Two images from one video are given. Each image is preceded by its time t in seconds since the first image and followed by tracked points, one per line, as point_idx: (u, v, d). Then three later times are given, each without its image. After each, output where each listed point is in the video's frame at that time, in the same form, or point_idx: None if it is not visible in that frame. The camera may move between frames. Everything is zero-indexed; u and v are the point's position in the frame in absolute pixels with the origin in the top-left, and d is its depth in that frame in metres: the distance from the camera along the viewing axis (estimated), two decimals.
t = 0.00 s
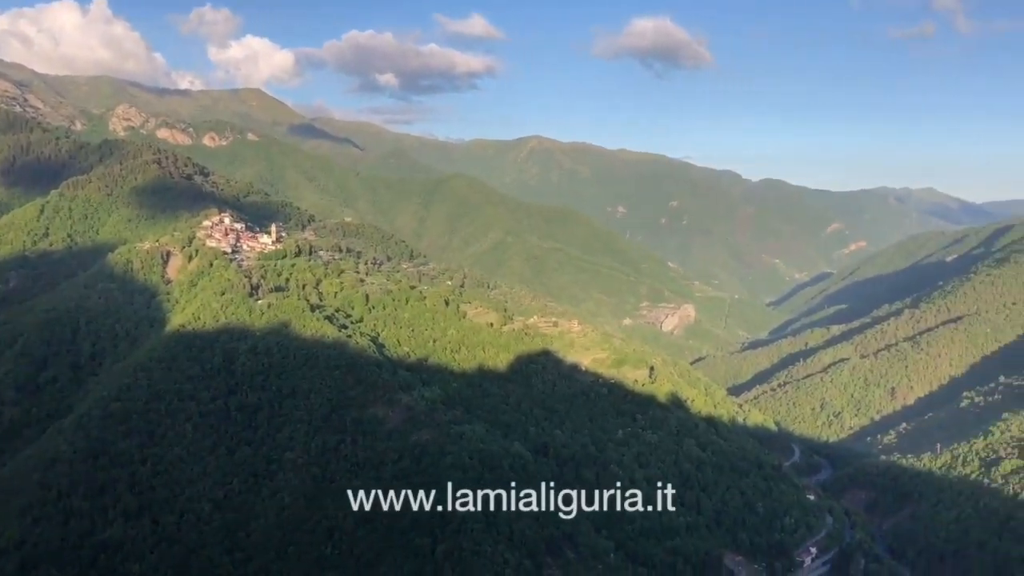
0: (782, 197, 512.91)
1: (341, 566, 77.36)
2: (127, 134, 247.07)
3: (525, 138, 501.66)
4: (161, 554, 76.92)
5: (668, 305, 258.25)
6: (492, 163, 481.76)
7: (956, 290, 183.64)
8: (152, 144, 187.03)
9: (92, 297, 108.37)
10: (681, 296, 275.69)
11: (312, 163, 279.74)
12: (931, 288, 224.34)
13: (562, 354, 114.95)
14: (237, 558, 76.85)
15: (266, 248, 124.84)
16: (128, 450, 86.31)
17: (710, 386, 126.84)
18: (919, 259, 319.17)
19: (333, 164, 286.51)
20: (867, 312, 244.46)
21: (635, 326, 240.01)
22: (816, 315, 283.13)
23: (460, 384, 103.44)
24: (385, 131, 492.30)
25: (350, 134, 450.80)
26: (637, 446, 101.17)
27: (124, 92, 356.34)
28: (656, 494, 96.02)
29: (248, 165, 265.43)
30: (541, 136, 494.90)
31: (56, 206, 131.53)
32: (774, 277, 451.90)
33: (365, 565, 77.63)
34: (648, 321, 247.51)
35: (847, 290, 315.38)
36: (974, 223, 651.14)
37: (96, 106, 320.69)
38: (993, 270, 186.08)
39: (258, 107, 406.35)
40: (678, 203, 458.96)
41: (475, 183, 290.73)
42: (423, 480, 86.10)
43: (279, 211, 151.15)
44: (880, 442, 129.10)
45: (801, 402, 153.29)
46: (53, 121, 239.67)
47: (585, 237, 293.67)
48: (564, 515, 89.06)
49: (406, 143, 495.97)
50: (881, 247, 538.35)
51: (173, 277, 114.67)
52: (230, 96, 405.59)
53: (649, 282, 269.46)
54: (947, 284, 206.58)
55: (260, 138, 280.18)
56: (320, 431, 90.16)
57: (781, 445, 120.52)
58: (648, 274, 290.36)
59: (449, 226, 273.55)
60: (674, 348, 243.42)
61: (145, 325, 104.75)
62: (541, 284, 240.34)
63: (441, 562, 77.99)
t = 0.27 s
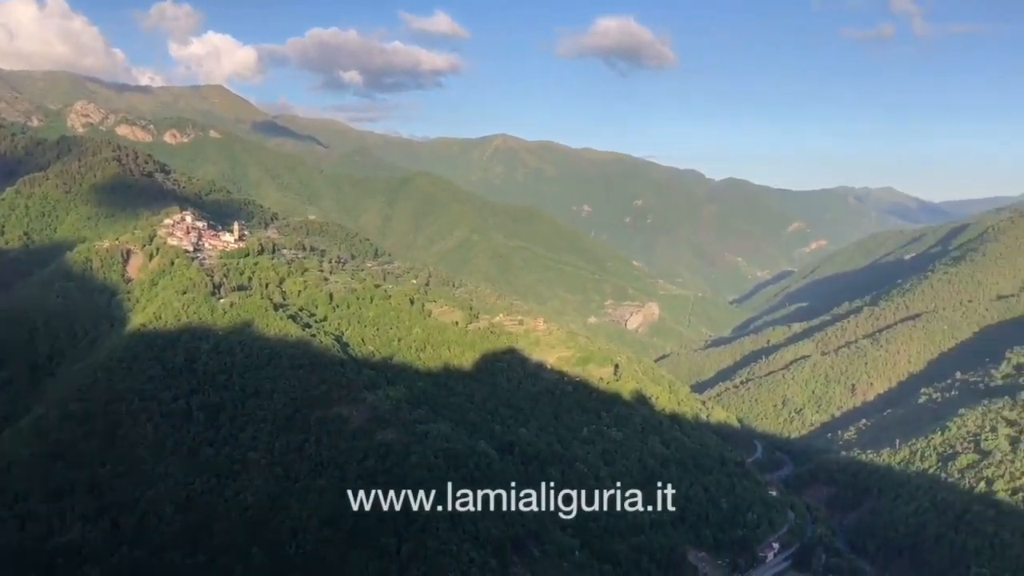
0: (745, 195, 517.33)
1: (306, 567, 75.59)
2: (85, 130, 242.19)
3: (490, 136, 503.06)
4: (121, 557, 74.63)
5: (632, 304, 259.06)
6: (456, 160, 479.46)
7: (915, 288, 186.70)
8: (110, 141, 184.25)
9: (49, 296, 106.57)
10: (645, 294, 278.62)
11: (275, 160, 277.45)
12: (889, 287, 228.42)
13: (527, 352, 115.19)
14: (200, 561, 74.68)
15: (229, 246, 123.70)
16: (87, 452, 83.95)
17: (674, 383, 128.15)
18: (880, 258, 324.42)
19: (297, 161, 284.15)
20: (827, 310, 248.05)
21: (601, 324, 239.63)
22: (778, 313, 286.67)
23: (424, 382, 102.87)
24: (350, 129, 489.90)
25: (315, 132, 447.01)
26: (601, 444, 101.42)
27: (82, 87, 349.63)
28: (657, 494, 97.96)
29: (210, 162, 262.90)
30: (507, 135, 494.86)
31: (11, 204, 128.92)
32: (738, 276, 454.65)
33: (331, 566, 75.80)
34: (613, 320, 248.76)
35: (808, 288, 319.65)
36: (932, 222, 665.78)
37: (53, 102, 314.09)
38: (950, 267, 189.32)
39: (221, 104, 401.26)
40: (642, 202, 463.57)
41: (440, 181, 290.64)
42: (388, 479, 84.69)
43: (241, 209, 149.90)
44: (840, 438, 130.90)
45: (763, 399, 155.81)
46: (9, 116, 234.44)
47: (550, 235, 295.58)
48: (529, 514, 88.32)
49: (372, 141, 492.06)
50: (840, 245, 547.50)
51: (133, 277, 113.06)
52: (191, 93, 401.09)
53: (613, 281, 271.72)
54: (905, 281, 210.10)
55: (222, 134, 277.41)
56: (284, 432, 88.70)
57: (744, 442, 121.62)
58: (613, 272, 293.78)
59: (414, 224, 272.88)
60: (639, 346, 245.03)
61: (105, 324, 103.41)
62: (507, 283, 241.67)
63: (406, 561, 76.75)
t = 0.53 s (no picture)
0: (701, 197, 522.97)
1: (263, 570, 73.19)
2: (35, 127, 235.73)
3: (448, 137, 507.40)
4: (75, 563, 73.40)
5: (592, 304, 259.44)
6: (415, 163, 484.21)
7: (869, 287, 190.47)
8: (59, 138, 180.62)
9: None
10: (604, 293, 281.32)
11: (232, 158, 273.77)
12: (842, 285, 232.80)
13: (488, 352, 115.32)
14: (156, 565, 73.25)
15: (184, 246, 122.24)
16: (39, 456, 82.09)
17: (633, 382, 129.60)
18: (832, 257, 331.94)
19: (254, 159, 282.03)
20: (783, 308, 251.77)
21: (561, 323, 239.86)
22: (735, 311, 290.08)
23: (384, 382, 101.70)
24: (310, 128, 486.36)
25: (274, 131, 441.85)
26: (562, 443, 100.75)
27: (32, 84, 341.64)
28: (656, 493, 100.19)
29: (164, 161, 259.40)
30: (465, 135, 503.33)
31: None
32: (697, 275, 454.69)
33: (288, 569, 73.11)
34: (573, 319, 249.77)
35: (764, 287, 323.83)
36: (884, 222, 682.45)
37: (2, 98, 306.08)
38: (902, 266, 193.43)
39: (176, 101, 392.43)
40: (602, 201, 469.46)
41: (399, 181, 291.69)
42: (346, 481, 81.27)
43: (197, 208, 148.18)
44: (796, 435, 132.77)
45: (720, 396, 157.25)
46: None
47: (508, 233, 299.23)
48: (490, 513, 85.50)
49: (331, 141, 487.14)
50: (795, 244, 555.91)
51: (86, 277, 110.71)
52: (145, 90, 394.52)
53: (573, 280, 273.78)
54: (859, 280, 214.30)
55: (178, 133, 273.99)
56: (242, 433, 86.52)
57: (701, 440, 123.74)
58: (572, 271, 297.04)
59: (373, 223, 272.65)
60: (599, 344, 244.76)
61: (56, 324, 101.29)
62: (467, 282, 242.15)
63: (366, 563, 73.41)
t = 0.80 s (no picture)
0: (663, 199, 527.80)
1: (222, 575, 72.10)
2: None
3: (409, 137, 509.43)
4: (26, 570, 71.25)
5: (554, 304, 261.04)
6: (377, 163, 486.58)
7: (826, 286, 193.40)
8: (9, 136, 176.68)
9: None
10: (566, 293, 282.93)
11: (189, 158, 270.71)
12: (800, 284, 236.11)
13: (450, 352, 114.92)
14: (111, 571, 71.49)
15: (141, 247, 120.67)
16: None
17: (595, 381, 130.68)
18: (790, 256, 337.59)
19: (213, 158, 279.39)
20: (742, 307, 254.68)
21: (523, 323, 241.71)
22: (695, 311, 292.63)
23: (346, 384, 98.41)
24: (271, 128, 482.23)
25: (234, 130, 436.32)
26: (524, 443, 98.50)
27: None
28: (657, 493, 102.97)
29: (120, 160, 255.36)
30: (426, 135, 509.82)
31: None
32: (657, 277, 455.98)
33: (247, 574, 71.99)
34: (535, 319, 251.58)
35: (723, 286, 327.60)
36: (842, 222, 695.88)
37: None
38: (857, 266, 196.59)
39: (132, 99, 384.56)
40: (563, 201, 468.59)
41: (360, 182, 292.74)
42: (307, 484, 78.85)
43: (154, 208, 146.25)
44: (755, 433, 133.95)
45: (680, 395, 159.08)
46: None
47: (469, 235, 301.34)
48: (452, 513, 83.77)
49: (294, 141, 482.70)
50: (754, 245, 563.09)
51: (38, 278, 107.38)
52: (100, 89, 387.23)
53: (535, 280, 274.89)
54: (816, 280, 217.46)
55: (133, 132, 269.63)
56: (201, 436, 83.25)
57: (661, 437, 127.81)
58: (534, 271, 299.00)
59: (334, 224, 272.33)
60: (561, 344, 245.05)
61: (8, 326, 97.74)
62: (430, 282, 242.17)
63: (327, 565, 72.40)
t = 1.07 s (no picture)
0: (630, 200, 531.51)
1: None
2: None
3: (376, 135, 508.57)
4: None
5: (520, 304, 262.97)
6: (344, 163, 486.48)
7: (789, 285, 195.77)
8: None
9: None
10: (532, 292, 284.28)
11: (151, 157, 267.71)
12: (763, 284, 239.03)
13: (416, 353, 114.17)
14: None
15: (103, 247, 119.10)
16: None
17: (562, 382, 131.47)
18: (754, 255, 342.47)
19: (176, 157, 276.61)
20: (707, 306, 257.10)
21: (490, 323, 244.96)
22: (661, 310, 294.78)
23: (313, 386, 93.69)
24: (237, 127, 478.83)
25: (199, 129, 431.15)
26: (491, 442, 96.26)
27: None
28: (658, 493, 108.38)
29: (80, 158, 251.37)
30: (393, 134, 508.36)
31: None
32: (622, 276, 460.83)
33: None
34: (503, 319, 253.68)
35: (688, 285, 331.14)
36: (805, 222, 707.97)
37: None
38: (820, 266, 199.10)
39: (94, 97, 380.10)
40: (530, 201, 468.49)
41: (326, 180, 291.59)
42: (274, 485, 72.34)
43: (116, 208, 144.48)
44: (720, 430, 135.54)
45: (646, 393, 161.00)
46: None
47: (435, 236, 302.29)
48: (420, 513, 79.20)
49: (261, 141, 479.21)
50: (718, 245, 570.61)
51: None
52: (60, 85, 380.73)
53: (501, 280, 275.87)
54: (779, 279, 220.18)
55: (94, 130, 264.06)
56: (165, 438, 75.08)
57: (628, 437, 130.14)
58: (501, 270, 300.25)
59: (299, 223, 271.50)
60: (528, 343, 246.90)
61: None
62: (397, 282, 242.05)
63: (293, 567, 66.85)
